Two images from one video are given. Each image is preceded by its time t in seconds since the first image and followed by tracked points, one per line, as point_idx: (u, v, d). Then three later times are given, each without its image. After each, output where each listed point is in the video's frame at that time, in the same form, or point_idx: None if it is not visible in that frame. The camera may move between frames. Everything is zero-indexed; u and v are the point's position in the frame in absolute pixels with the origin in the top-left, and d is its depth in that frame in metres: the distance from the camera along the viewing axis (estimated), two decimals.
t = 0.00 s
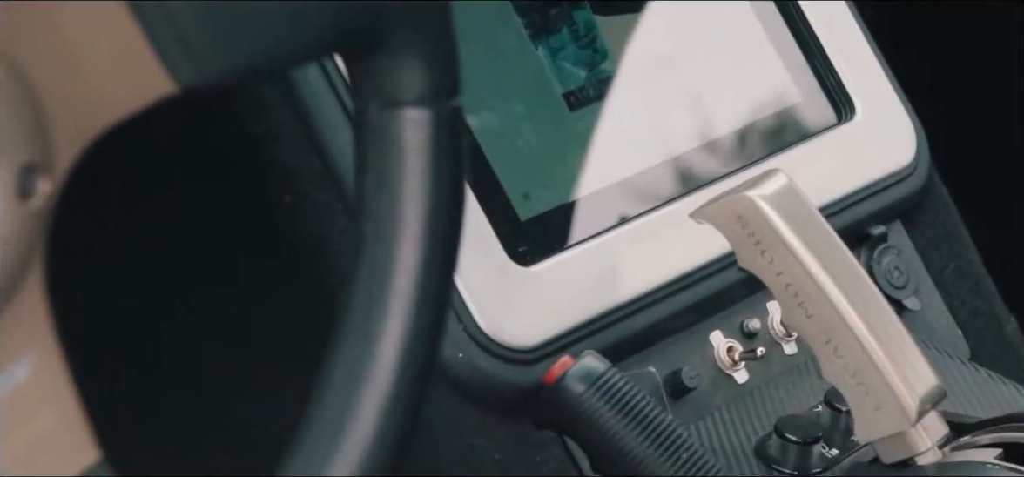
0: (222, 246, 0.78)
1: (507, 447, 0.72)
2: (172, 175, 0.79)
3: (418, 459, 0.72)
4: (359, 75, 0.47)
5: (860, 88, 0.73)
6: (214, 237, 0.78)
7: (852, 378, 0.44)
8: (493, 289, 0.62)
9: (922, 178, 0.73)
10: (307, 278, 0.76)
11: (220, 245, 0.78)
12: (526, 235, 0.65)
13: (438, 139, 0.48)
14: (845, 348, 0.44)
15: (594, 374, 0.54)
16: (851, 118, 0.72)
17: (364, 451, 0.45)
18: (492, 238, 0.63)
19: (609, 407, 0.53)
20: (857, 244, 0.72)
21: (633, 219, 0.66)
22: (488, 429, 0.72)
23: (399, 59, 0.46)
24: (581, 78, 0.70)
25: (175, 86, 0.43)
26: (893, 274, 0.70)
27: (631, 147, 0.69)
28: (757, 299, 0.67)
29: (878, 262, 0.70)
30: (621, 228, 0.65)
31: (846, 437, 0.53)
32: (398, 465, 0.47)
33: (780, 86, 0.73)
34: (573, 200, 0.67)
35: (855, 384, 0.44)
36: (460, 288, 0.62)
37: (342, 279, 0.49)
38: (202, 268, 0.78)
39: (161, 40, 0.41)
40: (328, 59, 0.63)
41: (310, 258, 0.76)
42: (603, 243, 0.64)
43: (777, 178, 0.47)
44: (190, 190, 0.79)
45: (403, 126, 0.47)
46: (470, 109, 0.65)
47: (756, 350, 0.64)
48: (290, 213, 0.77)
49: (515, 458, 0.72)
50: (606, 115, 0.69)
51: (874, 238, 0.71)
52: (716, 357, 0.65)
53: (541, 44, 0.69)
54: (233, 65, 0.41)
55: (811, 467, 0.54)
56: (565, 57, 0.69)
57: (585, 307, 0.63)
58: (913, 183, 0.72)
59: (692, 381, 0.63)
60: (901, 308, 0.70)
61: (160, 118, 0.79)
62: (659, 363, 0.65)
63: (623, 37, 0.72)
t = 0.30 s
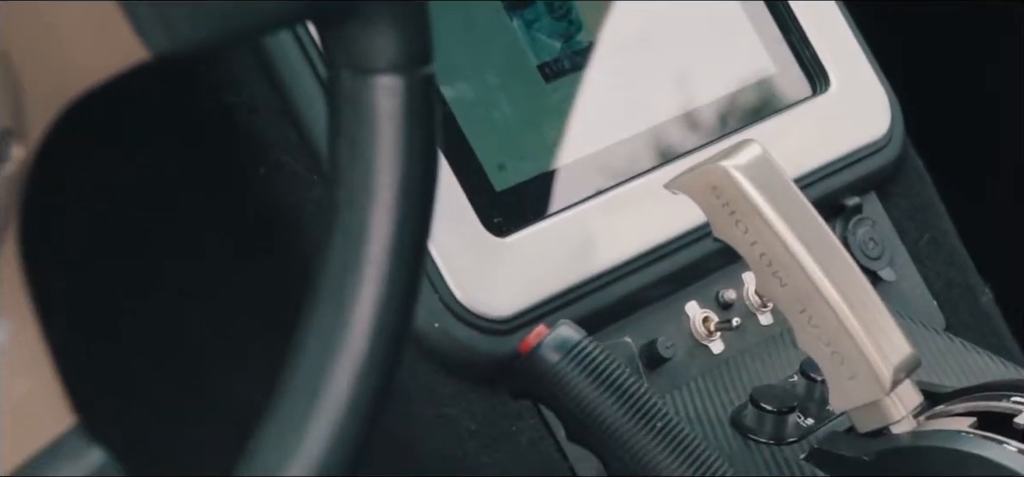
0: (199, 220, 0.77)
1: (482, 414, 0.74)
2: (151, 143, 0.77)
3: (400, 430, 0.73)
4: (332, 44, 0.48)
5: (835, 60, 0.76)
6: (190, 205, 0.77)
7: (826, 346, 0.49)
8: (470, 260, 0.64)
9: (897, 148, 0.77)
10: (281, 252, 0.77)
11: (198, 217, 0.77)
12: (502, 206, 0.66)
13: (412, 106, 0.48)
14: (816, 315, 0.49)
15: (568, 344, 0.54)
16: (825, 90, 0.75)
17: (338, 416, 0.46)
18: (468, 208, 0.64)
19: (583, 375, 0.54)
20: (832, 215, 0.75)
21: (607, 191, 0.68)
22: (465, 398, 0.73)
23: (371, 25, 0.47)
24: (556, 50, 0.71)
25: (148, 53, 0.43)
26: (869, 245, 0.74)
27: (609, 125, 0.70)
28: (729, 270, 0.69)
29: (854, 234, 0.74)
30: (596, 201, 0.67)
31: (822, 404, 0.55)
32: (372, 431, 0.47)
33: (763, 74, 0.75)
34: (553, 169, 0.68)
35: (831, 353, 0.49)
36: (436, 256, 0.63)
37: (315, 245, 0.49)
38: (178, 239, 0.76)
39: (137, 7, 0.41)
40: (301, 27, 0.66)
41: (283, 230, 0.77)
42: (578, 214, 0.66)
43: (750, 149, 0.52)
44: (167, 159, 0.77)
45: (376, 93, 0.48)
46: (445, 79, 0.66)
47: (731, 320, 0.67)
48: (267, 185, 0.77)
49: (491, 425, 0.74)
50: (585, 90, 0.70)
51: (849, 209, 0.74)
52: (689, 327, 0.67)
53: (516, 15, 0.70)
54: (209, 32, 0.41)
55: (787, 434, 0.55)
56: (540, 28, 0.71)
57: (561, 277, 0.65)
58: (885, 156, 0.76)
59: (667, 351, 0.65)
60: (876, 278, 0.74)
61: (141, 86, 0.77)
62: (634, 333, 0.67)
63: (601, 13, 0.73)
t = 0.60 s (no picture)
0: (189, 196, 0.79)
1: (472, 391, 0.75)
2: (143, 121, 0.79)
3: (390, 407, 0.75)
4: (323, 19, 0.49)
5: (824, 40, 0.78)
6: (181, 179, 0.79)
7: (815, 323, 0.53)
8: (461, 238, 0.65)
9: (887, 126, 0.79)
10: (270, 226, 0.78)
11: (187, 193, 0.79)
12: (492, 181, 0.67)
13: (401, 80, 0.49)
14: (806, 292, 0.52)
15: (558, 320, 0.54)
16: (817, 68, 0.77)
17: (327, 388, 0.46)
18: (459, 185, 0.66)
19: (572, 351, 0.54)
20: (823, 195, 0.78)
21: (596, 168, 0.69)
22: (455, 375, 0.75)
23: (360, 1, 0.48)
24: (546, 28, 0.73)
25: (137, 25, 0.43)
26: (859, 225, 0.77)
27: (603, 107, 0.71)
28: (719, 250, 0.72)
29: (843, 212, 0.77)
30: (585, 178, 0.68)
31: (809, 382, 0.59)
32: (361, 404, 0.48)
33: (752, 65, 0.77)
34: (547, 144, 0.70)
35: (820, 329, 0.52)
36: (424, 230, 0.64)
37: (305, 218, 0.49)
38: (169, 214, 0.79)
39: None
40: None
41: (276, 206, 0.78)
42: (567, 191, 0.68)
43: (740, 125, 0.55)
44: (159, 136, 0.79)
45: (364, 66, 0.48)
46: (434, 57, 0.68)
47: (719, 297, 0.69)
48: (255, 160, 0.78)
49: (480, 402, 0.75)
50: (580, 69, 0.72)
51: (838, 188, 0.77)
52: (679, 305, 0.69)
53: None
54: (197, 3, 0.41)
55: (775, 411, 0.59)
56: (530, 8, 0.73)
57: (552, 252, 0.66)
58: (874, 135, 0.78)
59: (657, 329, 0.67)
60: (865, 256, 0.77)
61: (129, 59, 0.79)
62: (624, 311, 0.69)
63: None
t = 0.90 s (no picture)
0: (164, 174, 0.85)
1: (452, 370, 0.85)
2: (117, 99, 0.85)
3: (373, 383, 0.84)
4: None
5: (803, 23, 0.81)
6: (167, 160, 0.85)
7: (793, 303, 0.54)
8: (442, 218, 0.69)
9: (865, 108, 0.83)
10: (250, 203, 0.85)
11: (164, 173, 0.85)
12: (472, 161, 0.71)
13: (378, 56, 0.49)
14: (784, 274, 0.53)
15: (535, 298, 0.55)
16: (795, 51, 0.80)
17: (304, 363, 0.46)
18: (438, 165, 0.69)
19: (550, 330, 0.54)
20: (802, 175, 0.82)
21: (574, 149, 0.73)
22: (432, 354, 0.85)
23: None
24: (526, 10, 0.77)
25: None
26: (837, 206, 0.80)
27: (584, 87, 0.75)
28: (697, 230, 0.76)
29: (822, 194, 0.81)
30: (562, 160, 0.72)
31: (787, 362, 0.61)
32: (339, 380, 0.47)
33: (737, 52, 0.80)
34: (530, 123, 0.73)
35: (798, 309, 0.53)
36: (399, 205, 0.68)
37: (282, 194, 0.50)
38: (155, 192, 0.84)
39: None
40: None
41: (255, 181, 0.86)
42: (544, 172, 0.71)
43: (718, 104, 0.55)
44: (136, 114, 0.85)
45: (342, 43, 0.49)
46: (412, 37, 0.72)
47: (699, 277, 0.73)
48: (235, 137, 0.85)
49: (460, 382, 0.85)
50: (562, 49, 0.76)
51: (817, 170, 0.81)
52: (660, 285, 0.73)
53: None
54: None
55: (753, 391, 0.61)
56: None
57: (532, 232, 0.70)
58: (850, 118, 0.82)
59: (635, 308, 0.71)
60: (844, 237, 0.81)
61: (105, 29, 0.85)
62: (604, 290, 0.73)
63: None
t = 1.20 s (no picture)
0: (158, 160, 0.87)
1: (435, 350, 0.86)
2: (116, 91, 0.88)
3: (355, 363, 0.85)
4: None
5: (789, 5, 0.82)
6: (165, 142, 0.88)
7: (777, 282, 0.54)
8: (427, 198, 0.71)
9: (849, 90, 0.85)
10: (234, 186, 0.87)
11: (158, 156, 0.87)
12: (456, 141, 0.73)
13: (360, 33, 0.49)
14: (768, 255, 0.54)
15: (520, 277, 0.54)
16: (780, 32, 0.82)
17: (289, 339, 0.46)
18: (421, 144, 0.71)
19: (534, 309, 0.54)
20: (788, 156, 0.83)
21: (558, 130, 0.74)
22: (418, 334, 0.85)
23: None
24: None
25: None
26: (823, 187, 0.81)
27: (569, 67, 0.77)
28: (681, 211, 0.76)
29: (807, 174, 0.81)
30: (545, 141, 0.73)
31: (772, 343, 0.62)
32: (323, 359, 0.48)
33: (729, 37, 0.81)
34: (519, 102, 0.75)
35: (783, 289, 0.54)
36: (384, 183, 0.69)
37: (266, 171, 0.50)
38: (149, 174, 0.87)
39: None
40: None
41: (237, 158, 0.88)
42: (524, 153, 0.73)
43: (702, 85, 0.56)
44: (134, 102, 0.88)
45: (323, 19, 0.49)
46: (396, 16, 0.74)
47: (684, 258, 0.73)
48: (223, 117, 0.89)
49: (444, 361, 0.86)
50: (548, 31, 0.78)
51: (801, 150, 0.82)
52: (644, 265, 0.74)
53: None
54: None
55: (738, 371, 0.61)
56: None
57: (519, 212, 0.72)
58: (830, 101, 0.83)
59: (620, 288, 0.72)
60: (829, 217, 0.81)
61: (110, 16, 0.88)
62: (589, 270, 0.75)
63: None
